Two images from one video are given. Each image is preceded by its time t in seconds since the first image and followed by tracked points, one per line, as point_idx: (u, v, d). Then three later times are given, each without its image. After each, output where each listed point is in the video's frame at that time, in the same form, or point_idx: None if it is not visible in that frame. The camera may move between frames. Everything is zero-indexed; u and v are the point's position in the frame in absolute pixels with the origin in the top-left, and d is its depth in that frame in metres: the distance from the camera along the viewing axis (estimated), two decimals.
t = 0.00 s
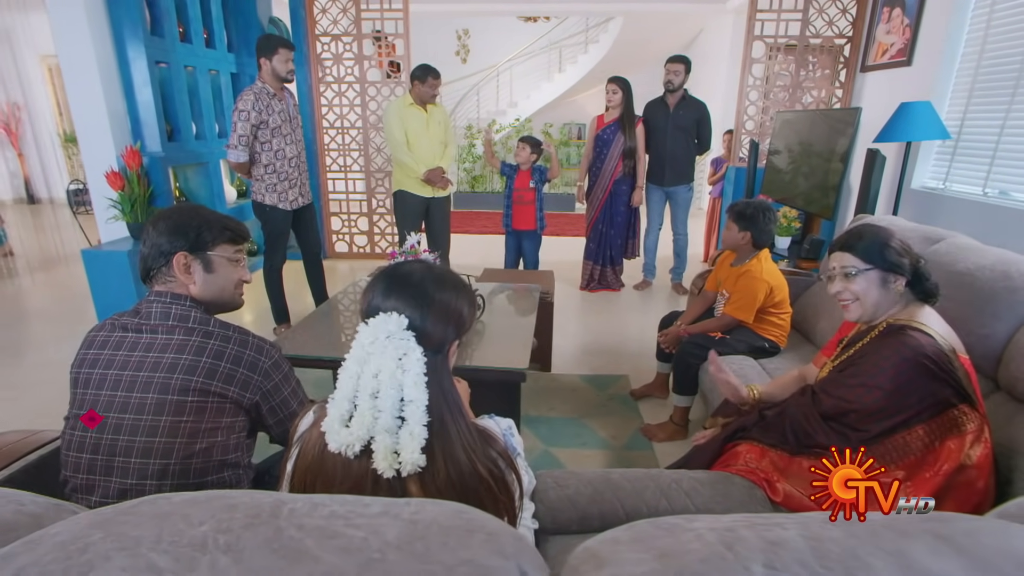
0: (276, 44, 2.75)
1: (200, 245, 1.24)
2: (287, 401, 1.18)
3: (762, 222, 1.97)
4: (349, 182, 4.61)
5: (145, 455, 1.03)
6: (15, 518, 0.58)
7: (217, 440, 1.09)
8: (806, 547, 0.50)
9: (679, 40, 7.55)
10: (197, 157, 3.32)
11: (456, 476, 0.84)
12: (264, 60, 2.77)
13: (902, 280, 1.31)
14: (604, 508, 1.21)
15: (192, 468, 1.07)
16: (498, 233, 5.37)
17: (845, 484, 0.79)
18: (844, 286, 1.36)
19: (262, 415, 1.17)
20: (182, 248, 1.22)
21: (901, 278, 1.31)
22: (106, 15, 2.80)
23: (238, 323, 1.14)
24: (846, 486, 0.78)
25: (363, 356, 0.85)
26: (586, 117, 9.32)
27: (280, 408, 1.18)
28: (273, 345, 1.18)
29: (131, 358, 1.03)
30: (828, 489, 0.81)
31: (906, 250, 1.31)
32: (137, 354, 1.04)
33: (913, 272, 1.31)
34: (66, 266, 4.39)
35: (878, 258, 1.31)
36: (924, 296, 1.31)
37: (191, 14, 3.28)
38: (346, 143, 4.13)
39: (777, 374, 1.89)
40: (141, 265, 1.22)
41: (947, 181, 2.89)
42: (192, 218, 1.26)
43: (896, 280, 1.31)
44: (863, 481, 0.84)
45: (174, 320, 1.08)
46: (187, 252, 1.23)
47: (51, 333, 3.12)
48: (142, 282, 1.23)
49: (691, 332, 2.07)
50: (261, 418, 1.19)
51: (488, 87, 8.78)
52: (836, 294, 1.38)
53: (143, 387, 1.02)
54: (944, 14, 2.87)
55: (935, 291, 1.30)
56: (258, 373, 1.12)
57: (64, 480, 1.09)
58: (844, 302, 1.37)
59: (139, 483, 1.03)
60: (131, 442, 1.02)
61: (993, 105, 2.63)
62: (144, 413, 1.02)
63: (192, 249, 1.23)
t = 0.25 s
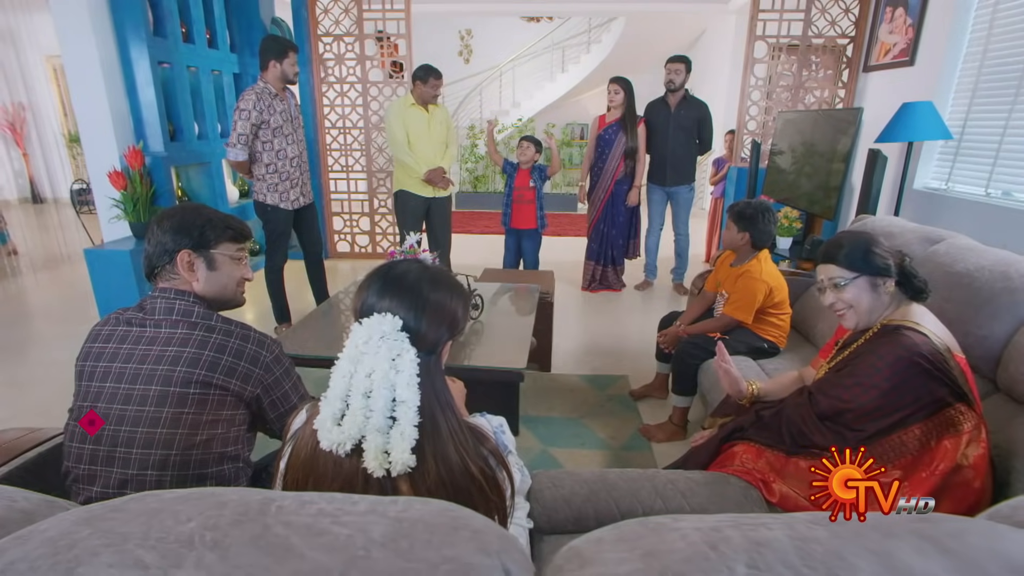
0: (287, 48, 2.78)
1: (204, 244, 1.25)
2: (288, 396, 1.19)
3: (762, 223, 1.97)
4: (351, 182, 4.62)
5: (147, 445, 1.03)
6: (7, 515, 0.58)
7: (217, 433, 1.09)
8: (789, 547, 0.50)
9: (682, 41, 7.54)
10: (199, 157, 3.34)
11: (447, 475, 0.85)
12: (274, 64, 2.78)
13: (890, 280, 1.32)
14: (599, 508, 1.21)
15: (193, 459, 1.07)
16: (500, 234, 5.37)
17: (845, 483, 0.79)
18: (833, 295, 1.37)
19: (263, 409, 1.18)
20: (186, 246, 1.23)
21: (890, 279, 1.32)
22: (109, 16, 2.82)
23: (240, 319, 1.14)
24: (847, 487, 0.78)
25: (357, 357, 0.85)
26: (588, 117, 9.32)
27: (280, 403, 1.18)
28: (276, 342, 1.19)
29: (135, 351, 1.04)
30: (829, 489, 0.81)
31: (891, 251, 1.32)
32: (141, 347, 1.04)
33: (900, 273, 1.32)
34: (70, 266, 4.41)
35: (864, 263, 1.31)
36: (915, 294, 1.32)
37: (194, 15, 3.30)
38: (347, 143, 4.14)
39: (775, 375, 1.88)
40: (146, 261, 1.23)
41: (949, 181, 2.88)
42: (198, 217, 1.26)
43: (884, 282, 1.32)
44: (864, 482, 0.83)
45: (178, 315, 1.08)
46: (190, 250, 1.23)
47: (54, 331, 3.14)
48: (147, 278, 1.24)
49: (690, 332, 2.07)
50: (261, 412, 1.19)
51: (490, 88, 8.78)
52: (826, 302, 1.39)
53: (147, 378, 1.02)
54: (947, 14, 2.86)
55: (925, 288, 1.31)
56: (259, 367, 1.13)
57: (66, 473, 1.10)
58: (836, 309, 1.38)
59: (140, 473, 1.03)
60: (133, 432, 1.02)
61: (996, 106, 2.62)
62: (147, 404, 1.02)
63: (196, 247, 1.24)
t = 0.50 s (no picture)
0: (291, 49, 2.79)
1: (215, 247, 1.24)
2: (285, 393, 1.19)
3: (761, 224, 1.96)
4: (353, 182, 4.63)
5: (143, 440, 1.03)
6: None
7: (214, 428, 1.09)
8: (772, 547, 0.50)
9: (685, 41, 7.53)
10: (200, 157, 3.35)
11: (439, 477, 0.84)
12: (278, 64, 2.79)
13: (888, 281, 1.31)
14: (593, 508, 1.21)
15: (188, 455, 1.07)
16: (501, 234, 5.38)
17: (845, 483, 0.78)
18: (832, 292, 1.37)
19: (259, 406, 1.18)
20: (199, 249, 1.22)
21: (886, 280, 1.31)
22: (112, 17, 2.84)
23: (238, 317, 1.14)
24: (846, 487, 0.78)
25: (350, 360, 0.84)
26: (591, 117, 9.32)
27: (277, 400, 1.18)
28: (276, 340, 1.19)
29: (134, 346, 1.04)
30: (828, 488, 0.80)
31: (893, 250, 1.31)
32: (141, 343, 1.04)
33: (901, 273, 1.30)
34: (73, 265, 4.43)
35: (861, 262, 1.31)
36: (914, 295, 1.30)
37: (197, 15, 3.31)
38: (349, 143, 4.15)
39: (774, 375, 1.88)
40: (153, 263, 1.20)
41: (952, 182, 2.86)
42: (206, 219, 1.25)
43: (883, 282, 1.31)
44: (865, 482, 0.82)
45: (177, 312, 1.08)
46: (202, 253, 1.22)
47: (57, 330, 3.16)
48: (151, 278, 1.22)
49: (689, 333, 2.06)
50: (258, 409, 1.19)
51: (493, 88, 8.79)
52: (824, 298, 1.40)
53: (145, 374, 1.02)
54: (950, 13, 2.85)
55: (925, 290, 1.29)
56: (257, 364, 1.13)
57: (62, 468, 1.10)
58: (833, 305, 1.39)
59: (136, 468, 1.03)
60: (129, 427, 1.02)
61: (999, 106, 2.60)
62: (144, 399, 1.02)
63: (207, 250, 1.23)
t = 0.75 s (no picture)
0: (296, 50, 2.80)
1: (220, 250, 1.23)
2: (282, 392, 1.19)
3: (760, 225, 1.96)
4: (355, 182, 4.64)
5: (140, 437, 1.03)
6: None
7: (210, 426, 1.10)
8: (753, 547, 0.50)
9: (689, 40, 7.51)
10: (203, 157, 3.36)
11: (429, 478, 0.85)
12: (284, 65, 2.81)
13: (891, 284, 1.30)
14: (588, 507, 1.21)
15: (184, 453, 1.07)
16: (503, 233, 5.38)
17: (845, 483, 0.78)
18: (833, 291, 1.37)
19: (256, 404, 1.18)
20: (205, 254, 1.20)
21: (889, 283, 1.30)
22: (116, 17, 2.86)
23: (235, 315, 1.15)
24: (847, 486, 0.77)
25: (341, 362, 0.85)
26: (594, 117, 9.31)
27: (274, 399, 1.19)
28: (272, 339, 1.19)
29: (131, 344, 1.04)
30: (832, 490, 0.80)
31: (899, 254, 1.30)
32: (138, 341, 1.04)
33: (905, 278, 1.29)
34: (78, 264, 4.46)
35: (865, 264, 1.31)
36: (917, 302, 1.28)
37: (200, 15, 3.33)
38: (352, 143, 4.17)
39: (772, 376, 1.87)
40: (158, 269, 1.15)
41: (955, 182, 2.85)
42: (206, 219, 1.22)
43: (885, 285, 1.31)
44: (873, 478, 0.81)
45: (175, 311, 1.08)
46: (209, 257, 1.21)
47: (61, 329, 3.18)
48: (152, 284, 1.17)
49: (688, 333, 2.06)
50: (254, 407, 1.19)
51: (496, 88, 8.79)
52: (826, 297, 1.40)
53: (142, 372, 1.03)
54: (953, 13, 2.83)
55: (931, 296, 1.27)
56: (253, 363, 1.13)
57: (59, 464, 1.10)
58: (834, 304, 1.39)
59: (132, 465, 1.04)
60: (126, 424, 1.02)
61: (1002, 106, 2.59)
62: (141, 397, 1.02)
63: (213, 252, 1.21)
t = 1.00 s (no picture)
0: (301, 50, 2.82)
1: (215, 249, 1.24)
2: (277, 390, 1.20)
3: (757, 226, 1.95)
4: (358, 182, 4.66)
5: (134, 436, 1.04)
6: None
7: (205, 425, 1.10)
8: (734, 546, 0.50)
9: (693, 40, 7.50)
10: (206, 157, 3.34)
11: (418, 478, 0.85)
12: (288, 66, 2.82)
13: (892, 292, 1.29)
14: (582, 507, 1.21)
15: (179, 451, 1.08)
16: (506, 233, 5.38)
17: (844, 483, 0.79)
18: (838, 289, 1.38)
19: (251, 403, 1.19)
20: (201, 253, 1.20)
21: (897, 290, 1.28)
22: (119, 18, 2.88)
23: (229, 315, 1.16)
24: (846, 486, 0.78)
25: (331, 363, 0.86)
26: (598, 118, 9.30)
27: (268, 397, 1.19)
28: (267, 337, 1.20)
29: (126, 344, 1.05)
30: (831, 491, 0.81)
31: (913, 261, 1.26)
32: (133, 341, 1.05)
33: (910, 286, 1.26)
34: (82, 263, 4.49)
35: (875, 267, 1.29)
36: (924, 313, 1.26)
37: (203, 16, 3.34)
38: (354, 143, 4.18)
39: (771, 377, 1.87)
40: (153, 269, 1.16)
41: (958, 182, 2.83)
42: (201, 219, 1.22)
43: (886, 291, 1.30)
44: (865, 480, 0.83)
45: (169, 311, 1.09)
46: (204, 257, 1.22)
47: (65, 328, 3.20)
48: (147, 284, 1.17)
49: (687, 334, 2.06)
50: (249, 406, 1.20)
51: (500, 88, 8.79)
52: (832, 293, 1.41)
53: (137, 371, 1.03)
54: (956, 12, 2.82)
55: (941, 309, 1.25)
56: (248, 362, 1.14)
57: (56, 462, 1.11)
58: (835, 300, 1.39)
59: (127, 464, 1.04)
60: (121, 424, 1.03)
61: (1005, 105, 2.57)
62: (136, 396, 1.03)
63: (208, 252, 1.22)
